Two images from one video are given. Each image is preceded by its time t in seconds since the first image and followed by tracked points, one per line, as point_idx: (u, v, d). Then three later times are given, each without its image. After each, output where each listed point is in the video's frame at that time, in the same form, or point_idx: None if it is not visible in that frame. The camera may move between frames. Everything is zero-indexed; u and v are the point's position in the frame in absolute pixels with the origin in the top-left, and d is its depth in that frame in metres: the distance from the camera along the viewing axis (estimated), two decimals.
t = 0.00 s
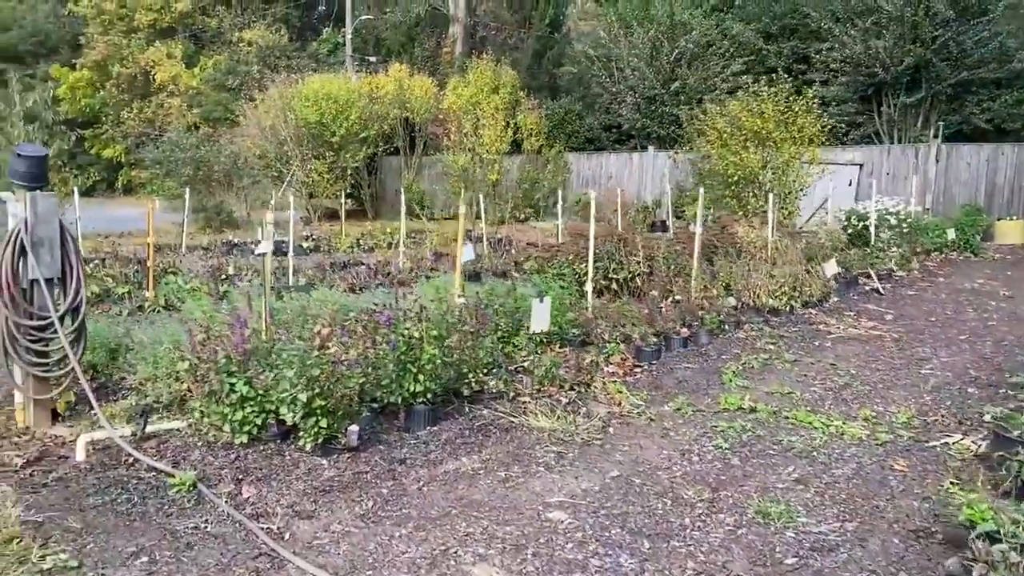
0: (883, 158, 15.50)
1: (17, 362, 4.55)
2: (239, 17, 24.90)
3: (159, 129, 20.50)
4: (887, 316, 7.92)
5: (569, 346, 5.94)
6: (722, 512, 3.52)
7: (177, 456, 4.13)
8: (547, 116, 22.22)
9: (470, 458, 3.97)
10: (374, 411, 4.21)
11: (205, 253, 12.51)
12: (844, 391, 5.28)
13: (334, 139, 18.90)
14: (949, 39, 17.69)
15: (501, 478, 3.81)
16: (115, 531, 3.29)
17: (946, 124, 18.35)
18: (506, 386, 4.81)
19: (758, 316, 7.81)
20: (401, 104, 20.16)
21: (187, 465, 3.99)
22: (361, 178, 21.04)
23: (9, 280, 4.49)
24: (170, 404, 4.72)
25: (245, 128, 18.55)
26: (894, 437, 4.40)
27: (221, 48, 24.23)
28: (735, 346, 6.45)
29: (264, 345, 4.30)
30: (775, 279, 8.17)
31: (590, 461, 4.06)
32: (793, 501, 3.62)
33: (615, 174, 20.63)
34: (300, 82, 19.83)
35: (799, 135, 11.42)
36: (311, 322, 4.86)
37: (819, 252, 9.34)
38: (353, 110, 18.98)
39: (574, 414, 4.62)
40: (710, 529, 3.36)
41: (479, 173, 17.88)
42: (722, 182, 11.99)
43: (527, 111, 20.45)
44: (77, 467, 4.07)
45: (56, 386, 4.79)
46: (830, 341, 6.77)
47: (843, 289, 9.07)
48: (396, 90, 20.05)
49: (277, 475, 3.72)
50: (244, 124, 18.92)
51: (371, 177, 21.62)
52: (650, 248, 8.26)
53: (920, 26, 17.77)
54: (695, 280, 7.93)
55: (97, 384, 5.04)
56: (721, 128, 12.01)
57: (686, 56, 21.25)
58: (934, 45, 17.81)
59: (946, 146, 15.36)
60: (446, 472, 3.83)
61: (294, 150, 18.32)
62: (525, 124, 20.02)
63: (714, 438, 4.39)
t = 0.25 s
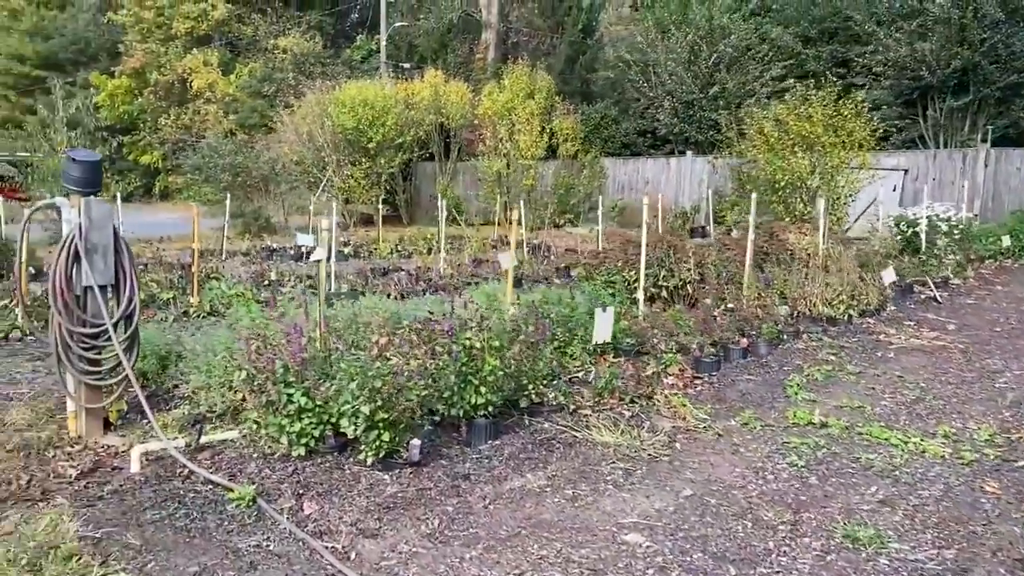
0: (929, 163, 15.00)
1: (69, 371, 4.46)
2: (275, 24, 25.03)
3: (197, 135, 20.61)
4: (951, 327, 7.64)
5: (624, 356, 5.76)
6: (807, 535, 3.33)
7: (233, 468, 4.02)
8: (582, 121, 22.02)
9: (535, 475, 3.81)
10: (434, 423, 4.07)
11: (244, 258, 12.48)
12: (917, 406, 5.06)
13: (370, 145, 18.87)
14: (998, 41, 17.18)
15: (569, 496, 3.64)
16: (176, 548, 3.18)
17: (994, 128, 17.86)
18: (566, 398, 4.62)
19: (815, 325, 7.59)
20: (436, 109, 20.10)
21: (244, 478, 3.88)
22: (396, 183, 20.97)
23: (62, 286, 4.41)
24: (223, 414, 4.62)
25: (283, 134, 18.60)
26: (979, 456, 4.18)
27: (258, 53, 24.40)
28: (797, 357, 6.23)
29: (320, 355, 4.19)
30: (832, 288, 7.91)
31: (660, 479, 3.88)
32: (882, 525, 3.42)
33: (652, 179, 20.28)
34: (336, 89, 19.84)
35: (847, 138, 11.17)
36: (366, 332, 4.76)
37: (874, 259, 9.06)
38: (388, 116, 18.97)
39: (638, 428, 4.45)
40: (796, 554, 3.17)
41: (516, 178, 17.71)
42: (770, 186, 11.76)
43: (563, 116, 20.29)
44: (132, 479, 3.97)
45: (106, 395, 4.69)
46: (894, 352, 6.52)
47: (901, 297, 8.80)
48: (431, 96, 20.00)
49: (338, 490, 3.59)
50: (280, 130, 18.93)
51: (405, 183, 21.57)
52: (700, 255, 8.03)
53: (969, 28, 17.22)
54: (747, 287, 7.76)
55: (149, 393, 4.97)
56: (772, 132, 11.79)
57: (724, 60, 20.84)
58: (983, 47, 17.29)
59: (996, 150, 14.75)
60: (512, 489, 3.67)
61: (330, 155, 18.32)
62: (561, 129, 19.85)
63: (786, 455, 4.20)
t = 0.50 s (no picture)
0: (974, 168, 13.94)
1: (122, 384, 4.39)
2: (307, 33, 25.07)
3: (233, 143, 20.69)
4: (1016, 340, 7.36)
5: (682, 369, 5.57)
6: (898, 567, 3.15)
7: (290, 486, 3.91)
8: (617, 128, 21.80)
9: (603, 498, 3.66)
10: (496, 441, 3.94)
11: (282, 266, 12.43)
12: (993, 425, 4.83)
13: (405, 151, 18.82)
14: None
15: (641, 521, 3.49)
16: (240, 573, 3.08)
17: None
18: (628, 415, 4.46)
19: (873, 336, 7.38)
20: (470, 116, 19.98)
21: (302, 497, 3.77)
22: (430, 190, 20.89)
23: (116, 297, 4.33)
24: (276, 429, 4.52)
25: (317, 141, 18.59)
26: None
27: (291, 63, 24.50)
28: (860, 371, 6.02)
29: (378, 369, 4.08)
30: (891, 298, 7.65)
31: (734, 503, 3.72)
32: (975, 557, 3.23)
33: (688, 185, 19.97)
34: (371, 96, 19.82)
35: (896, 143, 10.68)
36: (421, 345, 4.65)
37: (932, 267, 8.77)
38: (422, 123, 18.93)
39: (704, 447, 4.29)
40: None
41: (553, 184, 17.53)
42: (817, 192, 11.54)
43: (597, 121, 20.09)
44: (188, 497, 3.88)
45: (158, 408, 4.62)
46: (960, 366, 6.28)
47: (959, 307, 8.52)
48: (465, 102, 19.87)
49: (402, 512, 3.47)
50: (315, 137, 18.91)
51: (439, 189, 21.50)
52: (751, 264, 7.87)
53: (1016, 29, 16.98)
54: (799, 298, 7.54)
55: (200, 405, 4.89)
56: (821, 139, 11.53)
57: (761, 64, 20.43)
58: None
59: None
60: (581, 513, 3.53)
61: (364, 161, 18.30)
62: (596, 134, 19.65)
63: (862, 477, 4.00)
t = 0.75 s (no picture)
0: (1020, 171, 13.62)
1: (165, 398, 4.27)
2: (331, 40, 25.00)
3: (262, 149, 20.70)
4: None
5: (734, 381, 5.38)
6: None
7: (340, 505, 3.77)
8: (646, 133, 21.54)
9: (670, 522, 3.49)
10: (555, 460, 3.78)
11: (313, 273, 12.32)
12: None
13: (433, 158, 18.73)
14: None
15: (712, 547, 3.31)
16: None
17: None
18: (688, 433, 4.29)
19: (927, 348, 7.21)
20: (498, 121, 19.84)
21: (354, 517, 3.62)
22: (457, 197, 20.75)
23: (161, 308, 4.23)
24: (322, 444, 4.38)
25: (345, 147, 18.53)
26: None
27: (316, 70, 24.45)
28: (921, 386, 5.80)
29: (431, 384, 3.94)
30: (946, 307, 7.46)
31: (808, 528, 3.52)
32: None
33: (721, 190, 19.70)
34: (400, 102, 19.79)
35: (942, 147, 10.57)
36: (471, 358, 4.51)
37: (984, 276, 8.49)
38: (450, 129, 18.85)
39: (769, 467, 4.10)
40: None
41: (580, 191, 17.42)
42: (861, 198, 11.23)
43: (627, 127, 19.90)
44: (236, 515, 3.75)
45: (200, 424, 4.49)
46: None
47: (1012, 316, 8.24)
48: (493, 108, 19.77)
49: (461, 535, 3.32)
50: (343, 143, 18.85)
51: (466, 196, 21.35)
52: (798, 272, 7.60)
53: None
54: (850, 307, 7.33)
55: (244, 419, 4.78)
56: (863, 142, 11.24)
57: (795, 68, 19.97)
58: None
59: None
60: (648, 538, 3.35)
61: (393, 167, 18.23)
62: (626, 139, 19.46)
63: (940, 500, 3.79)
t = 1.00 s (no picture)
0: None
1: (206, 407, 4.14)
2: (356, 46, 24.99)
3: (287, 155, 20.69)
4: None
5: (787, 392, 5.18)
6: None
7: (389, 521, 3.62)
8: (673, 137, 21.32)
9: (740, 541, 3.30)
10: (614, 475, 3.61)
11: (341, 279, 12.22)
12: None
13: (458, 163, 18.61)
14: None
15: (786, 568, 3.12)
16: None
17: None
18: (748, 446, 4.10)
19: (982, 355, 7.01)
20: (523, 125, 19.63)
21: (405, 534, 3.47)
22: (482, 202, 20.55)
23: (202, 315, 4.11)
24: (366, 456, 4.23)
25: (370, 153, 18.41)
26: None
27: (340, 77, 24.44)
28: (981, 396, 5.57)
29: (481, 395, 3.78)
30: (999, 313, 7.24)
31: (885, 547, 3.33)
32: None
33: (750, 195, 19.45)
34: (426, 107, 19.72)
35: (987, 148, 10.27)
36: (519, 367, 4.34)
37: None
38: (476, 134, 18.74)
39: (836, 481, 3.90)
40: None
41: (609, 196, 16.98)
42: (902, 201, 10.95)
43: (654, 131, 19.69)
44: (281, 531, 3.60)
45: (241, 433, 4.36)
46: None
47: None
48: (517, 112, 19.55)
49: (521, 555, 3.16)
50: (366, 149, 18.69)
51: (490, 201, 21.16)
52: (846, 276, 7.28)
53: None
54: (899, 313, 7.14)
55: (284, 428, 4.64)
56: (904, 145, 10.98)
57: (825, 71, 19.54)
58: None
59: None
60: (718, 558, 3.17)
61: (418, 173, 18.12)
62: (654, 143, 19.26)
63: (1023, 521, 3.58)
